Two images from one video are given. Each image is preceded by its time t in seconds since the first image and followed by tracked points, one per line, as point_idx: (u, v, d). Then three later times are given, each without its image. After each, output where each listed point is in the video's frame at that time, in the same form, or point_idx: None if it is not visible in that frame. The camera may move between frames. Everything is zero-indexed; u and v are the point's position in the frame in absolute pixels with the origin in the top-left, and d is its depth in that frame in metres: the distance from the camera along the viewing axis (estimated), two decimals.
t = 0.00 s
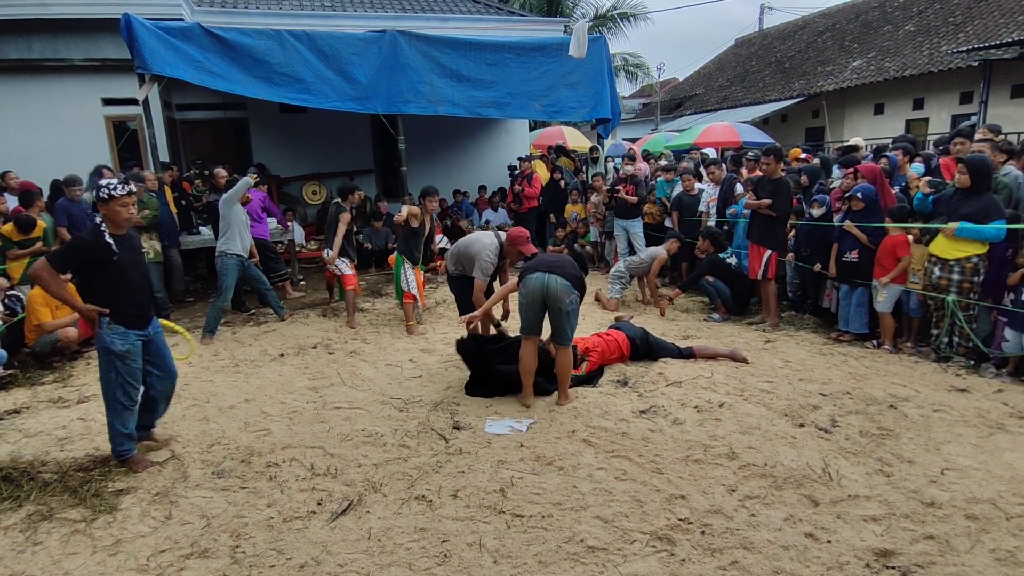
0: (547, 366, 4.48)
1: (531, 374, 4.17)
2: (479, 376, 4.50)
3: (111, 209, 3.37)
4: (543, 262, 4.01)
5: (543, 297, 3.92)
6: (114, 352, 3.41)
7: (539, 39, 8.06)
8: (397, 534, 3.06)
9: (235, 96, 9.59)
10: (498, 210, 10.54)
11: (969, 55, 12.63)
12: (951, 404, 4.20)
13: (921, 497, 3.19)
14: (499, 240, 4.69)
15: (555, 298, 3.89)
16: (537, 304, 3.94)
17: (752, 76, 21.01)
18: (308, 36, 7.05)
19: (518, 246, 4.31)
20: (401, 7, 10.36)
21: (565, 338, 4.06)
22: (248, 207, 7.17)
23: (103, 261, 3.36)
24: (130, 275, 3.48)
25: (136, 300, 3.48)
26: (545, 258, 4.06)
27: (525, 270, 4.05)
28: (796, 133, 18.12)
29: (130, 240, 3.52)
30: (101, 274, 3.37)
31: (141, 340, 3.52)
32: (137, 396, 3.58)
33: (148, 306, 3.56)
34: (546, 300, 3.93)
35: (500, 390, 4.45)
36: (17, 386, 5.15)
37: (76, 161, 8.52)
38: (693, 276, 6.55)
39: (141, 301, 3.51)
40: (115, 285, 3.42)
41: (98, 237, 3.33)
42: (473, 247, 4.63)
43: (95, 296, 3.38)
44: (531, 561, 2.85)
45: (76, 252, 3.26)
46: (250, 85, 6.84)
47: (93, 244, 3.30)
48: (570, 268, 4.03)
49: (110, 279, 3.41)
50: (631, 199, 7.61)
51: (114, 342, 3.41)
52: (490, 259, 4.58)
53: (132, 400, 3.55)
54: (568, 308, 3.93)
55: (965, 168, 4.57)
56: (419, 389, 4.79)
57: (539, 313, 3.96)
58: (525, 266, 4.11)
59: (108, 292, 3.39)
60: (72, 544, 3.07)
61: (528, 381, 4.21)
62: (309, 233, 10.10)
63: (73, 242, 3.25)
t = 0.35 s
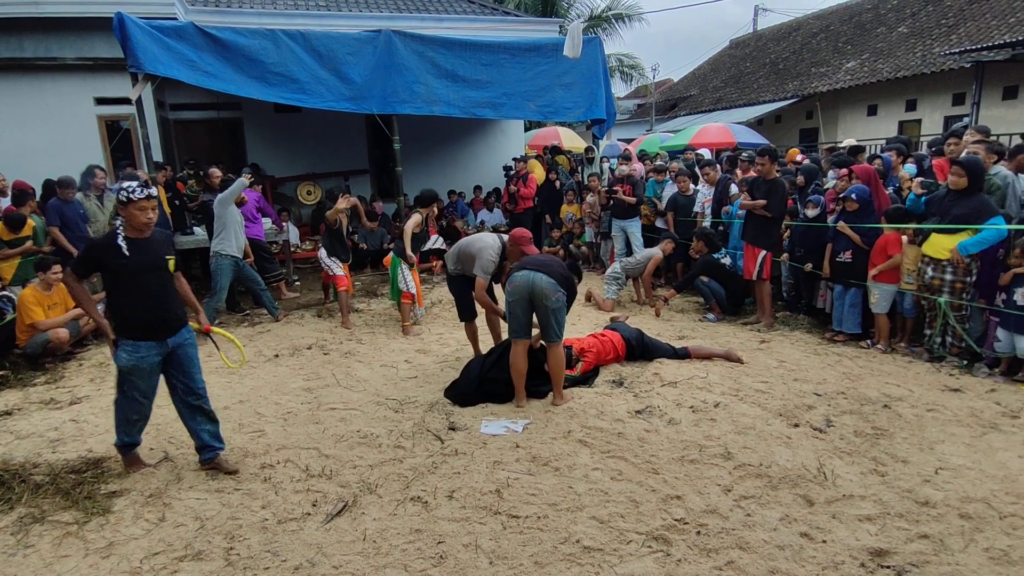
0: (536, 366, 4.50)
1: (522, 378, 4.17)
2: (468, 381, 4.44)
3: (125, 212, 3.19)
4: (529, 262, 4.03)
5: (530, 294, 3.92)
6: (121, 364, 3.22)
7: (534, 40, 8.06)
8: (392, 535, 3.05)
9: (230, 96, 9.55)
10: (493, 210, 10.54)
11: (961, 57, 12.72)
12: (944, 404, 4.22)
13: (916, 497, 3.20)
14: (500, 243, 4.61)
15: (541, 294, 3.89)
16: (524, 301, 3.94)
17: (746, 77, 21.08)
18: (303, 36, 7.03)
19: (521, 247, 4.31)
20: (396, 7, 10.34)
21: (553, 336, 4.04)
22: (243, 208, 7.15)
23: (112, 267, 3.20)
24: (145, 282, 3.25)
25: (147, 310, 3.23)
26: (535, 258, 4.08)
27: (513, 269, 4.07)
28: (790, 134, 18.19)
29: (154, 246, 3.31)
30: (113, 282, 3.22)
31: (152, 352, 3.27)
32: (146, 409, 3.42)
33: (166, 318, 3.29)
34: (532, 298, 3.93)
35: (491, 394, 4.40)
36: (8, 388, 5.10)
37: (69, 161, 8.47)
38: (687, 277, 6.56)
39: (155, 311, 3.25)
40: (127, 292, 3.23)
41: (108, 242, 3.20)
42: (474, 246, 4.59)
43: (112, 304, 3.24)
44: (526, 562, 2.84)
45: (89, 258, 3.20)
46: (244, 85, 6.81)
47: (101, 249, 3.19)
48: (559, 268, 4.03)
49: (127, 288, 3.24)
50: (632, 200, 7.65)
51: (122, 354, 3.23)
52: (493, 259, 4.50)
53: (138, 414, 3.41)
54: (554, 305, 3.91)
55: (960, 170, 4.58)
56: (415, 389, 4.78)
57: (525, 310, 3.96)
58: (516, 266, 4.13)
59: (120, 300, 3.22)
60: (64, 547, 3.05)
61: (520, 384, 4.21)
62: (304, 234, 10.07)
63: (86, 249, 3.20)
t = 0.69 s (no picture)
0: (533, 366, 4.50)
1: (519, 378, 4.17)
2: (465, 381, 4.44)
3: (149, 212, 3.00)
4: (522, 262, 4.02)
5: (520, 294, 3.92)
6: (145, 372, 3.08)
7: (532, 40, 8.06)
8: (390, 537, 3.04)
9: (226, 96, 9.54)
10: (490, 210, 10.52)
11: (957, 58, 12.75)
12: (941, 404, 4.22)
13: (913, 497, 3.20)
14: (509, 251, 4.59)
15: (531, 295, 3.88)
16: (515, 301, 3.94)
17: (743, 78, 21.12)
18: (300, 36, 7.01)
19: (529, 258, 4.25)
20: (394, 7, 10.33)
21: (546, 336, 4.04)
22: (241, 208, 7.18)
23: (138, 271, 3.04)
24: (170, 288, 3.07)
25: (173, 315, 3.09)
26: (527, 258, 4.07)
27: (506, 267, 4.07)
28: (787, 135, 18.23)
29: (180, 247, 3.11)
30: (139, 286, 3.06)
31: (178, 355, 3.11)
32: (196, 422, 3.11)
33: (194, 322, 3.15)
34: (523, 297, 3.92)
35: (489, 395, 4.38)
36: (3, 389, 5.08)
37: (65, 162, 8.44)
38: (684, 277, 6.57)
39: (183, 314, 3.10)
40: (153, 296, 3.06)
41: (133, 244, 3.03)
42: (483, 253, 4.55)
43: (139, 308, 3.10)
44: (524, 564, 2.83)
45: (116, 261, 3.04)
46: (241, 85, 6.80)
47: (127, 253, 3.02)
48: (550, 268, 4.01)
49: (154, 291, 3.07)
50: (635, 203, 7.56)
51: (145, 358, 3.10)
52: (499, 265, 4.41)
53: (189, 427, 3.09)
54: (546, 305, 3.91)
55: (959, 172, 4.55)
56: (412, 390, 4.77)
57: (517, 308, 3.96)
58: (508, 266, 4.13)
59: (148, 305, 3.07)
60: (60, 549, 3.03)
61: (516, 384, 4.21)
62: (301, 234, 10.05)
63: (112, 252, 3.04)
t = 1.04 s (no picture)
0: (533, 366, 4.50)
1: (519, 378, 4.17)
2: (465, 381, 4.45)
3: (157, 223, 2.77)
4: (522, 262, 4.02)
5: (519, 295, 3.92)
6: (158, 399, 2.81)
7: (531, 40, 8.05)
8: (389, 537, 3.04)
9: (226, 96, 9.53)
10: (490, 210, 10.52)
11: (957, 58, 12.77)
12: (941, 404, 4.22)
13: (913, 497, 3.20)
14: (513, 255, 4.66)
15: (530, 296, 3.87)
16: (514, 302, 3.94)
17: (743, 79, 21.12)
18: (299, 36, 7.01)
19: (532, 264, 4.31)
20: (394, 8, 10.34)
21: (545, 336, 4.03)
22: (239, 209, 7.16)
23: (147, 287, 2.78)
24: (182, 304, 2.82)
25: (185, 334, 2.82)
26: (527, 259, 4.07)
27: (506, 268, 4.07)
28: (787, 135, 18.24)
29: (191, 260, 2.87)
30: (148, 304, 2.80)
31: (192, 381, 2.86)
32: (212, 454, 2.93)
33: (209, 342, 2.88)
34: (522, 298, 3.92)
35: (489, 395, 4.38)
36: (2, 389, 5.08)
37: (64, 162, 8.44)
38: (684, 278, 6.56)
39: (196, 334, 2.84)
40: (164, 313, 2.80)
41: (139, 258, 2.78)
42: (488, 256, 4.58)
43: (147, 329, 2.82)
44: (524, 564, 2.83)
45: (120, 278, 2.77)
46: (241, 85, 6.80)
47: (133, 268, 2.76)
48: (549, 269, 4.00)
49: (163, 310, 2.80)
50: (642, 203, 7.52)
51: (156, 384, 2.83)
52: (505, 267, 4.44)
53: (205, 459, 2.90)
54: (544, 306, 3.90)
55: (962, 173, 4.53)
56: (412, 390, 4.77)
57: (516, 309, 3.96)
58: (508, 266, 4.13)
59: (157, 325, 2.80)
60: (59, 549, 3.03)
61: (516, 383, 4.21)
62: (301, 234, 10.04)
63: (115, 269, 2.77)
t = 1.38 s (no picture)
0: (533, 366, 4.51)
1: (519, 378, 4.17)
2: (466, 381, 4.45)
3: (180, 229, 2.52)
4: (524, 263, 4.02)
5: (519, 296, 3.92)
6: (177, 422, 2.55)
7: (531, 41, 8.05)
8: (389, 537, 3.04)
9: (226, 97, 9.54)
10: (490, 211, 10.51)
11: (957, 58, 12.77)
12: (940, 405, 4.22)
13: (913, 497, 3.20)
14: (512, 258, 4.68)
15: (530, 297, 3.88)
16: (515, 303, 3.94)
17: (743, 79, 21.13)
18: (299, 36, 7.01)
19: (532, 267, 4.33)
20: (394, 8, 10.35)
21: (546, 338, 4.02)
22: (239, 210, 7.17)
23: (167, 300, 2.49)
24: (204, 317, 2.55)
25: (200, 351, 2.53)
26: (527, 260, 4.07)
27: (507, 268, 4.07)
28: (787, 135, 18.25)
29: (212, 270, 2.62)
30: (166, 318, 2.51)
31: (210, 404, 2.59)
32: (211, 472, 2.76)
33: (225, 361, 2.59)
34: (522, 299, 3.92)
35: (490, 396, 4.38)
36: (2, 390, 5.08)
37: (64, 162, 8.44)
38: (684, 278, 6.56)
39: (212, 352, 2.55)
40: (185, 328, 2.52)
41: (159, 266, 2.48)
42: (487, 258, 4.59)
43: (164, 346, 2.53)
44: (523, 564, 2.83)
45: (137, 289, 2.46)
46: (241, 85, 6.80)
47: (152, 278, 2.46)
48: (549, 270, 4.00)
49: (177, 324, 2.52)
50: (643, 204, 7.49)
51: (172, 406, 2.56)
52: (504, 268, 4.44)
53: (203, 476, 2.76)
54: (545, 307, 3.91)
55: (963, 174, 4.53)
56: (412, 390, 4.78)
57: (517, 310, 3.97)
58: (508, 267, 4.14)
59: (170, 341, 2.51)
60: (59, 550, 3.03)
61: (516, 384, 4.21)
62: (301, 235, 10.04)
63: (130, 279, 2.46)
